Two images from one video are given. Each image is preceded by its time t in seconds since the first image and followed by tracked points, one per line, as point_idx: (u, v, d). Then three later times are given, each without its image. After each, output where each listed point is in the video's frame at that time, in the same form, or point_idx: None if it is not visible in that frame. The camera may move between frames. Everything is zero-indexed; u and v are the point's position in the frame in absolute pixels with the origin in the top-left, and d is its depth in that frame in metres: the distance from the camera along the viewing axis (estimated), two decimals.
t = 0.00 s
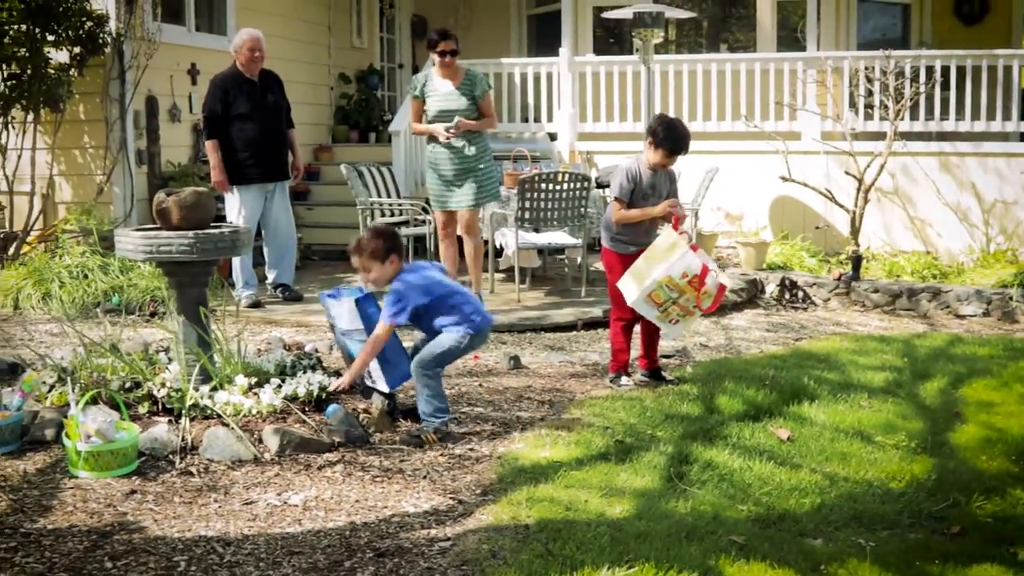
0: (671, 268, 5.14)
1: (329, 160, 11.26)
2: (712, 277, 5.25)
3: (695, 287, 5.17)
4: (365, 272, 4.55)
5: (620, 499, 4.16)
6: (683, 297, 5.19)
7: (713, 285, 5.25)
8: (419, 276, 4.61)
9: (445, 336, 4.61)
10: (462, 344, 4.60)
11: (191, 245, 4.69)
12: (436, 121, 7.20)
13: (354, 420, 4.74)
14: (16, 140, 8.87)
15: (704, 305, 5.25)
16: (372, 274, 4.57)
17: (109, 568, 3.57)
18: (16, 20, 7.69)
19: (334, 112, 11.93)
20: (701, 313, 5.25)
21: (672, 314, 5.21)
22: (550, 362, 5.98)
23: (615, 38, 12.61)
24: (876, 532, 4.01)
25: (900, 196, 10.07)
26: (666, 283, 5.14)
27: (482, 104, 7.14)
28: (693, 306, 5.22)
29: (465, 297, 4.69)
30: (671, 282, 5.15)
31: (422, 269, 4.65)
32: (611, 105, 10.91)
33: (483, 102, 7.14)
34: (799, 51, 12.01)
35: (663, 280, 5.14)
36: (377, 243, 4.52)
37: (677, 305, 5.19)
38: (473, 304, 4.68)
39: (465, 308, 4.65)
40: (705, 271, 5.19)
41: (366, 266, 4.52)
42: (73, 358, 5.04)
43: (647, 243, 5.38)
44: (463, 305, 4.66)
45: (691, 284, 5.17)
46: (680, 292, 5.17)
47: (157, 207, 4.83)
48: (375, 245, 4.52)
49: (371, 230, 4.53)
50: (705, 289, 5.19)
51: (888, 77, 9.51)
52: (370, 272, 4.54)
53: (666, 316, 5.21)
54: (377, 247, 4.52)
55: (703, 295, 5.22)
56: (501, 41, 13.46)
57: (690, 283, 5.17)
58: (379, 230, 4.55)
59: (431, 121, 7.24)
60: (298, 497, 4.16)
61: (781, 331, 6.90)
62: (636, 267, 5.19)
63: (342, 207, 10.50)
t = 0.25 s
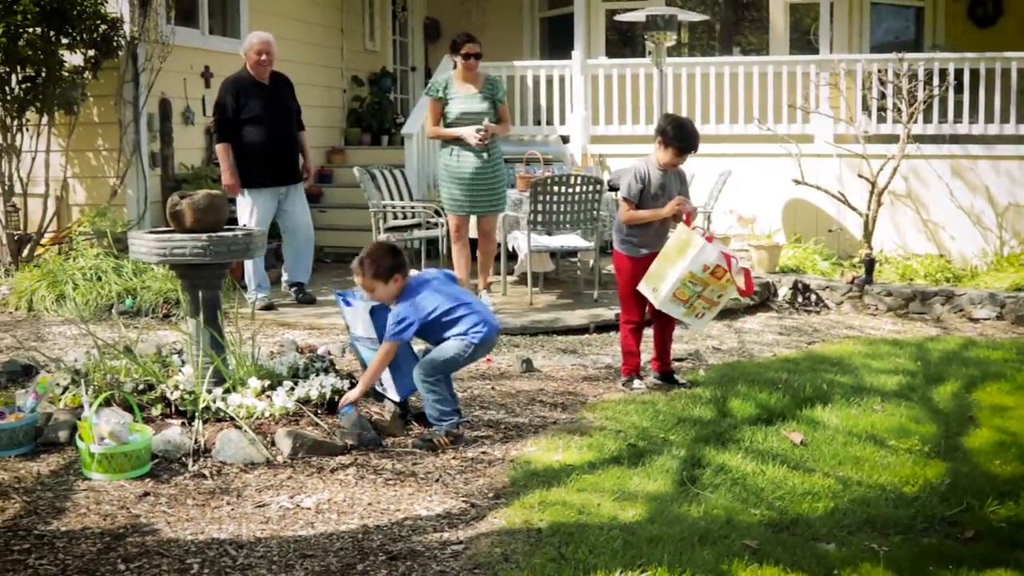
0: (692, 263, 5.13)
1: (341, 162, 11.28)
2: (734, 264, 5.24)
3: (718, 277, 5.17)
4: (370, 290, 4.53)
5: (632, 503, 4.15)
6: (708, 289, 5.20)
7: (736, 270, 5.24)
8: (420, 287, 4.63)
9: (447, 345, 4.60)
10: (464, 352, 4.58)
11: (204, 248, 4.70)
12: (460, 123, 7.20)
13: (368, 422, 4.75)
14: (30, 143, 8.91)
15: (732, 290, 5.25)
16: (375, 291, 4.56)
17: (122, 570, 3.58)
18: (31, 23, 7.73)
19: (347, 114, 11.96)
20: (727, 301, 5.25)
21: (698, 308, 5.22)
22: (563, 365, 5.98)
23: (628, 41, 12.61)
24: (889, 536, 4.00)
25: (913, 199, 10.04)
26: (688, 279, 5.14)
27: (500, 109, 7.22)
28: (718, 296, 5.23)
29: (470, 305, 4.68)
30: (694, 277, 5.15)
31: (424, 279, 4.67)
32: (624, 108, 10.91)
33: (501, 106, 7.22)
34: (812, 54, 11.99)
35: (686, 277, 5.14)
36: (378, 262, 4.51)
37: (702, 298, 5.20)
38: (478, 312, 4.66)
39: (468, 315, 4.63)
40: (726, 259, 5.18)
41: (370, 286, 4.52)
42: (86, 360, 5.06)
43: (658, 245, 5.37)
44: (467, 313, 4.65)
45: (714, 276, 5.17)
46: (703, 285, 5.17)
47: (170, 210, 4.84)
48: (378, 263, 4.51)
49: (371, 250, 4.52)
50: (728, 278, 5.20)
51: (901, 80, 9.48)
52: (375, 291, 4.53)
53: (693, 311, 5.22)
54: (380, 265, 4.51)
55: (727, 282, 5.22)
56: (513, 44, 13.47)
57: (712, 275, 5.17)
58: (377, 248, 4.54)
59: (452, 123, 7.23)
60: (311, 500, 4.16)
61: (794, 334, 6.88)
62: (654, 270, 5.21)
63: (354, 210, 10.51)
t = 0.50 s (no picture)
0: (702, 265, 5.11)
1: (351, 165, 11.30)
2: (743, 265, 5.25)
3: (729, 278, 5.18)
4: (388, 236, 4.47)
5: (642, 505, 4.15)
6: (720, 290, 5.20)
7: (745, 271, 5.26)
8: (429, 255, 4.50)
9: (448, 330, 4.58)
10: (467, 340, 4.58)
11: (215, 249, 4.71)
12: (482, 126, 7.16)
13: (378, 423, 4.75)
14: (41, 145, 8.94)
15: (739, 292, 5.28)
16: (393, 239, 4.50)
17: (132, 570, 3.59)
18: (42, 26, 7.76)
19: (357, 117, 11.98)
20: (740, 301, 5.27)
21: (711, 308, 5.23)
22: (572, 367, 5.98)
23: (638, 43, 12.61)
24: (900, 539, 3.99)
25: (924, 201, 10.01)
26: (699, 281, 5.13)
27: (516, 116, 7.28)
28: (731, 295, 5.24)
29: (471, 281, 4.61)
30: (704, 279, 5.14)
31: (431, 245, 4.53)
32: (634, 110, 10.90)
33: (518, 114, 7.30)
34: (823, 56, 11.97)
35: (697, 279, 5.13)
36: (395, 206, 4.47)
37: (714, 298, 5.20)
38: (478, 287, 4.60)
39: (467, 293, 4.57)
40: (735, 261, 5.19)
41: (387, 231, 4.45)
42: (97, 361, 5.07)
43: (668, 246, 5.36)
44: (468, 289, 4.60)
45: (724, 277, 5.17)
46: (715, 286, 5.16)
47: (181, 211, 4.85)
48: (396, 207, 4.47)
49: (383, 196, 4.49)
50: (740, 278, 5.21)
51: (912, 83, 9.47)
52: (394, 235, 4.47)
53: (706, 311, 5.23)
54: (398, 207, 4.48)
55: (737, 283, 5.23)
56: (523, 46, 13.47)
57: (723, 276, 5.17)
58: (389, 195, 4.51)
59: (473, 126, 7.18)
60: (321, 501, 4.17)
61: (803, 337, 6.87)
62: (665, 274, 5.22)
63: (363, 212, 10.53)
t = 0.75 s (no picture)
0: (710, 265, 5.08)
1: (364, 166, 11.32)
2: (753, 264, 5.18)
3: (739, 278, 5.12)
4: (420, 207, 4.50)
5: (655, 507, 4.15)
6: (730, 289, 5.16)
7: (758, 271, 5.18)
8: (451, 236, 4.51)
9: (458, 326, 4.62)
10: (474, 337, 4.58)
11: (228, 251, 4.73)
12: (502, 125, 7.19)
13: (391, 426, 4.75)
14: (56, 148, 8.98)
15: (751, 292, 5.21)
16: (425, 211, 4.53)
17: (147, 572, 3.60)
18: (57, 29, 7.80)
19: (369, 118, 12.00)
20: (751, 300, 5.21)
21: (723, 307, 5.20)
22: (585, 369, 5.98)
23: (650, 44, 12.61)
24: (913, 540, 3.98)
25: (938, 201, 9.98)
26: (707, 280, 5.11)
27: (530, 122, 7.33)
28: (742, 294, 5.19)
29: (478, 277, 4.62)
30: (713, 278, 5.11)
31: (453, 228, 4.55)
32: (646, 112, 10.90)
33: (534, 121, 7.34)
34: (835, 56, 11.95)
35: (705, 278, 5.11)
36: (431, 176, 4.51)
37: (725, 297, 5.17)
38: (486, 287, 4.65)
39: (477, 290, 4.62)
40: (745, 260, 5.13)
41: (419, 202, 4.49)
42: (111, 363, 5.09)
43: (681, 246, 5.35)
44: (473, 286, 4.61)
45: (734, 276, 5.13)
46: (724, 284, 5.13)
47: (195, 214, 4.87)
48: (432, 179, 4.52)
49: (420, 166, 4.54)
50: (750, 278, 5.13)
51: (925, 83, 9.44)
52: (426, 207, 4.51)
53: (718, 309, 5.20)
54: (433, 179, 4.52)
55: (748, 283, 5.17)
56: (535, 47, 13.48)
57: (732, 275, 5.12)
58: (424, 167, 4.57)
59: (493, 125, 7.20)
60: (334, 503, 4.18)
61: (817, 338, 6.85)
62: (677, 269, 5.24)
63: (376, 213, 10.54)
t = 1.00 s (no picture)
0: (723, 259, 5.12)
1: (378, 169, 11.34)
2: (765, 257, 5.23)
3: (751, 271, 5.18)
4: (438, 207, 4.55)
5: (671, 510, 4.14)
6: (743, 283, 5.22)
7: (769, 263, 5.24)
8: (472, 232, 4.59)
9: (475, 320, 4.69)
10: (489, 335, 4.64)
11: (245, 255, 4.75)
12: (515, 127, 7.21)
13: (408, 429, 4.76)
14: (72, 152, 9.03)
15: (767, 283, 5.26)
16: (443, 212, 4.60)
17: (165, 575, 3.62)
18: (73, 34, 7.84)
19: (384, 122, 12.03)
20: (766, 294, 5.27)
21: (737, 302, 5.25)
22: (600, 372, 5.98)
23: (664, 47, 12.60)
24: (931, 543, 3.97)
25: (954, 203, 9.93)
26: (720, 275, 5.15)
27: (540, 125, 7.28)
28: (756, 289, 5.25)
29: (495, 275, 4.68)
30: (726, 273, 5.15)
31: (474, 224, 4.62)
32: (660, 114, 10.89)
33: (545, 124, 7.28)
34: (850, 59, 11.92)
35: (718, 273, 5.15)
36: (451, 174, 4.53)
37: (738, 292, 5.22)
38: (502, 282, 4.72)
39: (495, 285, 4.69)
40: (757, 254, 5.20)
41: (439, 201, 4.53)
42: (129, 367, 5.11)
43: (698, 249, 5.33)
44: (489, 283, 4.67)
45: (746, 270, 5.18)
46: (738, 279, 5.18)
47: (211, 218, 4.89)
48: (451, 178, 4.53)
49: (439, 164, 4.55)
50: (763, 270, 5.21)
51: (941, 85, 9.42)
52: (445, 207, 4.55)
53: (732, 305, 5.25)
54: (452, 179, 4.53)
55: (761, 276, 5.23)
56: (549, 50, 13.48)
57: (745, 269, 5.17)
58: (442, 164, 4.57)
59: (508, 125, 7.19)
60: (350, 506, 4.19)
61: (832, 340, 6.84)
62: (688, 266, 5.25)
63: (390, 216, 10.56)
